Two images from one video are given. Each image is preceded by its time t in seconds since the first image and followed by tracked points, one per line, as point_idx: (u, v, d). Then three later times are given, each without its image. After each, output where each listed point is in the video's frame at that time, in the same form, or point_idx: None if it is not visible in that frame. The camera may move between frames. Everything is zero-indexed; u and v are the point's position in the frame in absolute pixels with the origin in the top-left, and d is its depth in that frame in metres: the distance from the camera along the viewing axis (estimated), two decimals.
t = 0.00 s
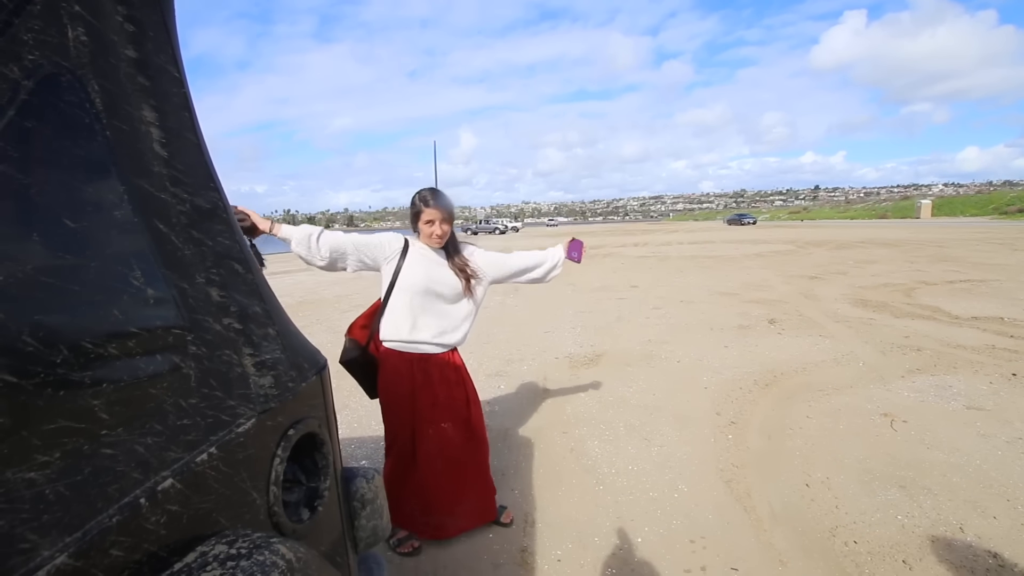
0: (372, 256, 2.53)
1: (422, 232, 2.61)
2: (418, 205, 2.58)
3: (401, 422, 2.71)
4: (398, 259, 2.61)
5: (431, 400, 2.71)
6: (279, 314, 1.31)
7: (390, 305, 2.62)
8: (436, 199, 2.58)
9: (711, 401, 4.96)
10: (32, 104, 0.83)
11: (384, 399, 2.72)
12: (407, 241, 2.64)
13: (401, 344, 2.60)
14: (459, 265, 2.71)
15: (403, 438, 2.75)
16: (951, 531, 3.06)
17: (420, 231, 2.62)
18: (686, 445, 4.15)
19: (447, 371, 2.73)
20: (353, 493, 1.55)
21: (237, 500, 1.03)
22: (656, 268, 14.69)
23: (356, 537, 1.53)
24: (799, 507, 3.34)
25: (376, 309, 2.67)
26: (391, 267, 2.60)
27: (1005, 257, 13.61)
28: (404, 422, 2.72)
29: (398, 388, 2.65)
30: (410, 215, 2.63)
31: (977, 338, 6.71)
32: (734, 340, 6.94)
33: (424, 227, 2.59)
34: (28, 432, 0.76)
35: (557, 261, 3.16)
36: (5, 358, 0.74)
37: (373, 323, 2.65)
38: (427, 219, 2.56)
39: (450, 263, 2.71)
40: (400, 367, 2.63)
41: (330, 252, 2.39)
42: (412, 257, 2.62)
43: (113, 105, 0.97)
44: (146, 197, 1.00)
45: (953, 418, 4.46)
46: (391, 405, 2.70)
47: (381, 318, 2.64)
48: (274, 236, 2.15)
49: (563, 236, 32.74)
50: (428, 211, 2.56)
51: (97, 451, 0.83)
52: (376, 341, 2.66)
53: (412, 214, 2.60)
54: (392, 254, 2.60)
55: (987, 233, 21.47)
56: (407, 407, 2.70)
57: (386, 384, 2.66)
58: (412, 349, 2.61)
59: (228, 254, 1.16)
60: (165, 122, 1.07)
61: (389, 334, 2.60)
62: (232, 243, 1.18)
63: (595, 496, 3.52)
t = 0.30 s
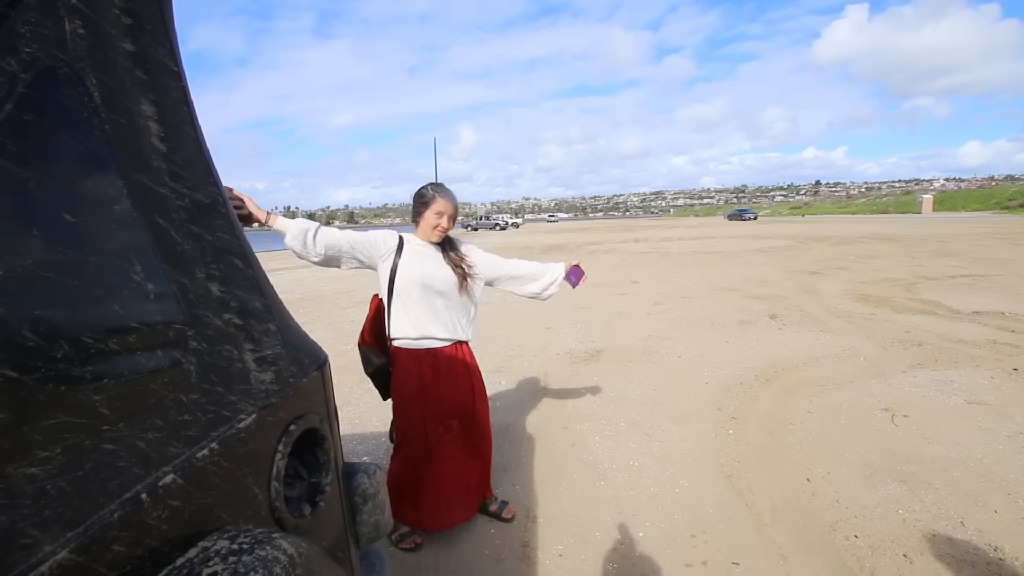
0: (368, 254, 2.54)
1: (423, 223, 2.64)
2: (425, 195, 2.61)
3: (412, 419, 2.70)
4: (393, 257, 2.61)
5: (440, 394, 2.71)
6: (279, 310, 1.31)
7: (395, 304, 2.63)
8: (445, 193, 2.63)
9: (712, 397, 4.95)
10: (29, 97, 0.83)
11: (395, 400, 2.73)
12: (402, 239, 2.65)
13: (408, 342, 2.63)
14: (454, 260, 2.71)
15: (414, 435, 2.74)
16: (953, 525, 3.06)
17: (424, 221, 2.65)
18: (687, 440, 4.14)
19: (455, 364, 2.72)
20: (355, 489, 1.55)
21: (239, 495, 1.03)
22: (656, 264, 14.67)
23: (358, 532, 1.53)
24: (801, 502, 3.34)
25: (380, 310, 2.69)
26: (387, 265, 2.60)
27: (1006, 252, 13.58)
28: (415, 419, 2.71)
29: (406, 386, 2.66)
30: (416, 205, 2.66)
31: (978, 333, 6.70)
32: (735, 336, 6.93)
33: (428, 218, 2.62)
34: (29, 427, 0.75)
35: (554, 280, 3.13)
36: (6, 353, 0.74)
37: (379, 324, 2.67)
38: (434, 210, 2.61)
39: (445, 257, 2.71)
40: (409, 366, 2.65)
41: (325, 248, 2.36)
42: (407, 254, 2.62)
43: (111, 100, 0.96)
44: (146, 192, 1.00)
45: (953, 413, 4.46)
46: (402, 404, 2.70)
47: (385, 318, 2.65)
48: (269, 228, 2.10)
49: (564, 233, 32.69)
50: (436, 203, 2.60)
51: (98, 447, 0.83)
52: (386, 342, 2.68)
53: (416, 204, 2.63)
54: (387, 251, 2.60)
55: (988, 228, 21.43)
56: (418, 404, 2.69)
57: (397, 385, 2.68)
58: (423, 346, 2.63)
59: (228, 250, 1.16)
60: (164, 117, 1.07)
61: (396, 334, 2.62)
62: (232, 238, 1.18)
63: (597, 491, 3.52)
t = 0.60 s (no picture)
0: (383, 256, 2.54)
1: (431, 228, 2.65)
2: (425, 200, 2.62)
3: (418, 418, 2.69)
4: (409, 257, 2.61)
5: (447, 395, 2.71)
6: (284, 309, 1.31)
7: (407, 303, 2.62)
8: (444, 193, 2.62)
9: (716, 395, 4.94)
10: (34, 99, 0.83)
11: (398, 397, 2.70)
12: (417, 239, 2.66)
13: (416, 340, 2.61)
14: (465, 262, 2.75)
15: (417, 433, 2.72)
16: (958, 524, 3.05)
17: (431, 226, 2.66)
18: (691, 439, 4.14)
19: (462, 365, 2.73)
20: (359, 487, 1.56)
21: (244, 494, 1.03)
22: (659, 262, 14.64)
23: (363, 530, 1.54)
24: (804, 500, 3.34)
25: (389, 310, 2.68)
26: (403, 264, 2.61)
27: (1013, 249, 13.50)
28: (420, 417, 2.69)
29: (415, 385, 2.64)
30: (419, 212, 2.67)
31: (984, 331, 6.67)
32: (739, 334, 6.92)
33: (433, 222, 2.63)
34: (35, 426, 0.76)
35: (565, 272, 3.15)
36: (13, 353, 0.74)
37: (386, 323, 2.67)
38: (436, 213, 2.62)
39: (456, 258, 2.75)
40: (416, 365, 2.63)
41: (342, 255, 2.36)
42: (424, 254, 2.64)
43: (115, 100, 0.97)
44: (150, 192, 1.00)
45: (960, 411, 4.44)
46: (407, 402, 2.67)
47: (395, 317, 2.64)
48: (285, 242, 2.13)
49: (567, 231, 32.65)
50: (437, 206, 2.60)
51: (104, 446, 0.84)
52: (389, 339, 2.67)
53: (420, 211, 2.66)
54: (403, 251, 2.61)
55: (994, 225, 21.32)
56: (424, 403, 2.68)
57: (401, 382, 2.65)
58: (432, 346, 2.63)
59: (232, 249, 1.16)
60: (168, 117, 1.07)
61: (405, 333, 2.61)
62: (236, 238, 1.18)
63: (601, 489, 3.53)
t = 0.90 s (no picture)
0: (393, 253, 2.55)
1: (442, 226, 2.70)
2: (441, 198, 2.66)
3: (418, 417, 2.70)
4: (417, 257, 2.61)
5: (447, 395, 2.72)
6: (287, 312, 1.31)
7: (411, 303, 2.62)
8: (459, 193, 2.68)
9: (718, 397, 4.94)
10: (40, 105, 0.84)
11: (397, 396, 2.69)
12: (426, 239, 2.67)
13: (418, 341, 2.61)
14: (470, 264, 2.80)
15: (416, 431, 2.72)
16: (961, 527, 3.04)
17: (444, 225, 2.71)
18: (693, 441, 4.14)
19: (463, 366, 2.74)
20: (362, 489, 1.56)
21: (247, 496, 1.04)
22: (662, 263, 14.64)
23: (365, 532, 1.55)
24: (806, 503, 3.34)
25: (391, 310, 2.68)
26: (410, 263, 2.61)
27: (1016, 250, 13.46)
28: (420, 415, 2.70)
29: (416, 384, 2.64)
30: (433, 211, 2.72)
31: (988, 333, 6.65)
32: (741, 335, 6.92)
33: (448, 220, 2.68)
34: (40, 430, 0.76)
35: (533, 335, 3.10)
36: (19, 357, 0.75)
37: (387, 322, 2.68)
38: (451, 211, 2.67)
39: (462, 261, 2.79)
40: (418, 365, 2.63)
41: (352, 250, 2.38)
42: (432, 254, 2.64)
43: (120, 106, 0.98)
44: (154, 197, 1.01)
45: (963, 413, 4.43)
46: (407, 401, 2.67)
47: (398, 317, 2.64)
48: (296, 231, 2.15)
49: (569, 233, 32.64)
50: (453, 204, 2.66)
51: (108, 449, 0.84)
52: (390, 338, 2.66)
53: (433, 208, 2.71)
54: (411, 250, 2.61)
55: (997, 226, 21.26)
56: (424, 401, 2.69)
57: (402, 380, 2.64)
58: (434, 347, 2.63)
59: (236, 253, 1.17)
60: (172, 122, 1.08)
61: (407, 332, 2.61)
62: (240, 242, 1.19)
63: (603, 491, 3.53)
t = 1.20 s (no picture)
0: (402, 254, 2.54)
1: (448, 227, 2.71)
2: (446, 199, 2.68)
3: (428, 416, 2.71)
4: (425, 258, 2.62)
5: (457, 395, 2.74)
6: (291, 311, 1.33)
7: (422, 304, 2.63)
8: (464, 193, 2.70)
9: (720, 397, 4.94)
10: (50, 107, 0.86)
11: (407, 396, 2.69)
12: (434, 240, 2.67)
13: (430, 342, 2.62)
14: (476, 265, 2.83)
15: (425, 429, 2.74)
16: (962, 527, 3.05)
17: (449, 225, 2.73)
18: (694, 440, 4.15)
19: (473, 367, 2.76)
20: (364, 487, 1.58)
21: (252, 492, 1.05)
22: (664, 263, 14.63)
23: (367, 530, 1.56)
24: (807, 502, 3.35)
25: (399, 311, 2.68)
26: (420, 264, 2.62)
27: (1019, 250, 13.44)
28: (429, 414, 2.71)
29: (427, 383, 2.66)
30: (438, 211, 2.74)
31: (990, 333, 6.64)
32: (743, 335, 6.92)
33: (454, 220, 2.71)
34: (52, 425, 0.78)
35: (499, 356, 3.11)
36: (31, 354, 0.76)
37: (395, 323, 2.68)
38: (456, 211, 2.69)
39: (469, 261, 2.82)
40: (429, 365, 2.65)
41: (365, 253, 2.31)
42: (440, 254, 2.66)
43: (127, 107, 0.99)
44: (161, 197, 1.02)
45: (965, 413, 4.43)
46: (417, 400, 2.68)
47: (408, 318, 2.65)
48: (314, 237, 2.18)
49: (571, 233, 32.64)
50: (458, 204, 2.68)
51: (117, 445, 0.86)
52: (400, 339, 2.67)
53: (438, 210, 2.73)
54: (421, 251, 2.61)
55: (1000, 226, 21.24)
56: (434, 400, 2.70)
57: (413, 380, 2.65)
58: (446, 347, 2.65)
59: (241, 252, 1.18)
60: (179, 123, 1.09)
61: (419, 333, 2.62)
62: (245, 241, 1.20)
63: (605, 491, 3.54)
